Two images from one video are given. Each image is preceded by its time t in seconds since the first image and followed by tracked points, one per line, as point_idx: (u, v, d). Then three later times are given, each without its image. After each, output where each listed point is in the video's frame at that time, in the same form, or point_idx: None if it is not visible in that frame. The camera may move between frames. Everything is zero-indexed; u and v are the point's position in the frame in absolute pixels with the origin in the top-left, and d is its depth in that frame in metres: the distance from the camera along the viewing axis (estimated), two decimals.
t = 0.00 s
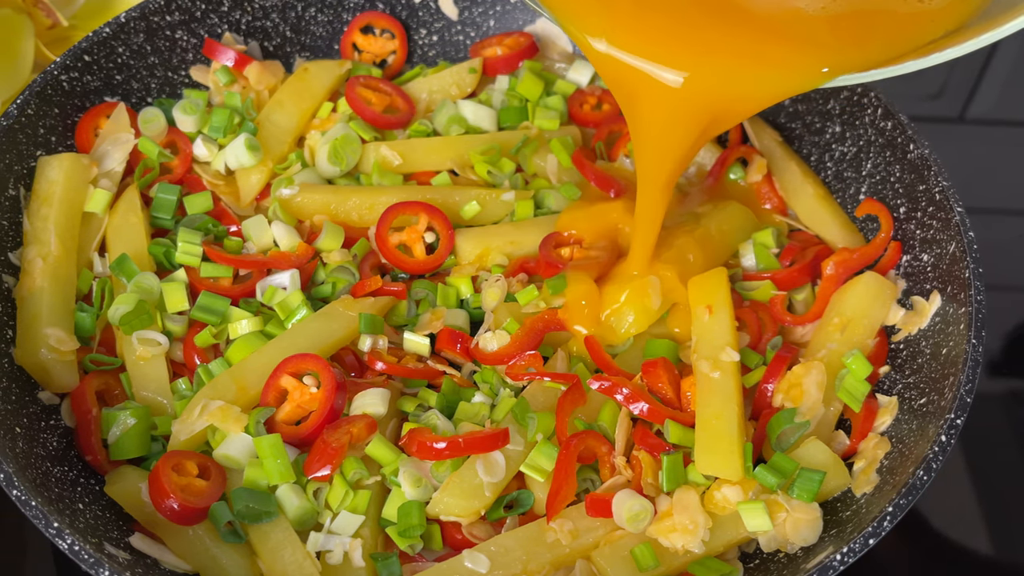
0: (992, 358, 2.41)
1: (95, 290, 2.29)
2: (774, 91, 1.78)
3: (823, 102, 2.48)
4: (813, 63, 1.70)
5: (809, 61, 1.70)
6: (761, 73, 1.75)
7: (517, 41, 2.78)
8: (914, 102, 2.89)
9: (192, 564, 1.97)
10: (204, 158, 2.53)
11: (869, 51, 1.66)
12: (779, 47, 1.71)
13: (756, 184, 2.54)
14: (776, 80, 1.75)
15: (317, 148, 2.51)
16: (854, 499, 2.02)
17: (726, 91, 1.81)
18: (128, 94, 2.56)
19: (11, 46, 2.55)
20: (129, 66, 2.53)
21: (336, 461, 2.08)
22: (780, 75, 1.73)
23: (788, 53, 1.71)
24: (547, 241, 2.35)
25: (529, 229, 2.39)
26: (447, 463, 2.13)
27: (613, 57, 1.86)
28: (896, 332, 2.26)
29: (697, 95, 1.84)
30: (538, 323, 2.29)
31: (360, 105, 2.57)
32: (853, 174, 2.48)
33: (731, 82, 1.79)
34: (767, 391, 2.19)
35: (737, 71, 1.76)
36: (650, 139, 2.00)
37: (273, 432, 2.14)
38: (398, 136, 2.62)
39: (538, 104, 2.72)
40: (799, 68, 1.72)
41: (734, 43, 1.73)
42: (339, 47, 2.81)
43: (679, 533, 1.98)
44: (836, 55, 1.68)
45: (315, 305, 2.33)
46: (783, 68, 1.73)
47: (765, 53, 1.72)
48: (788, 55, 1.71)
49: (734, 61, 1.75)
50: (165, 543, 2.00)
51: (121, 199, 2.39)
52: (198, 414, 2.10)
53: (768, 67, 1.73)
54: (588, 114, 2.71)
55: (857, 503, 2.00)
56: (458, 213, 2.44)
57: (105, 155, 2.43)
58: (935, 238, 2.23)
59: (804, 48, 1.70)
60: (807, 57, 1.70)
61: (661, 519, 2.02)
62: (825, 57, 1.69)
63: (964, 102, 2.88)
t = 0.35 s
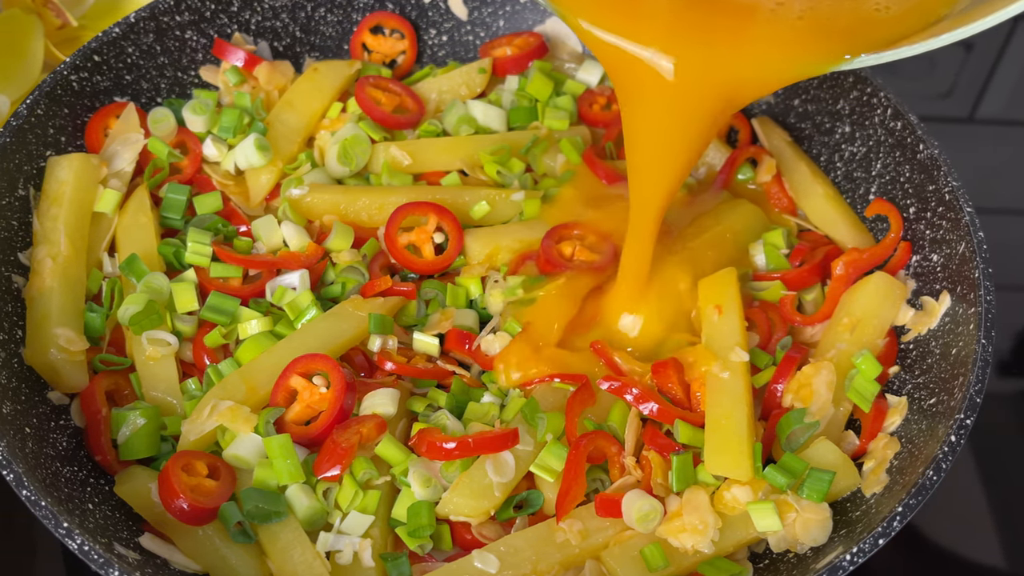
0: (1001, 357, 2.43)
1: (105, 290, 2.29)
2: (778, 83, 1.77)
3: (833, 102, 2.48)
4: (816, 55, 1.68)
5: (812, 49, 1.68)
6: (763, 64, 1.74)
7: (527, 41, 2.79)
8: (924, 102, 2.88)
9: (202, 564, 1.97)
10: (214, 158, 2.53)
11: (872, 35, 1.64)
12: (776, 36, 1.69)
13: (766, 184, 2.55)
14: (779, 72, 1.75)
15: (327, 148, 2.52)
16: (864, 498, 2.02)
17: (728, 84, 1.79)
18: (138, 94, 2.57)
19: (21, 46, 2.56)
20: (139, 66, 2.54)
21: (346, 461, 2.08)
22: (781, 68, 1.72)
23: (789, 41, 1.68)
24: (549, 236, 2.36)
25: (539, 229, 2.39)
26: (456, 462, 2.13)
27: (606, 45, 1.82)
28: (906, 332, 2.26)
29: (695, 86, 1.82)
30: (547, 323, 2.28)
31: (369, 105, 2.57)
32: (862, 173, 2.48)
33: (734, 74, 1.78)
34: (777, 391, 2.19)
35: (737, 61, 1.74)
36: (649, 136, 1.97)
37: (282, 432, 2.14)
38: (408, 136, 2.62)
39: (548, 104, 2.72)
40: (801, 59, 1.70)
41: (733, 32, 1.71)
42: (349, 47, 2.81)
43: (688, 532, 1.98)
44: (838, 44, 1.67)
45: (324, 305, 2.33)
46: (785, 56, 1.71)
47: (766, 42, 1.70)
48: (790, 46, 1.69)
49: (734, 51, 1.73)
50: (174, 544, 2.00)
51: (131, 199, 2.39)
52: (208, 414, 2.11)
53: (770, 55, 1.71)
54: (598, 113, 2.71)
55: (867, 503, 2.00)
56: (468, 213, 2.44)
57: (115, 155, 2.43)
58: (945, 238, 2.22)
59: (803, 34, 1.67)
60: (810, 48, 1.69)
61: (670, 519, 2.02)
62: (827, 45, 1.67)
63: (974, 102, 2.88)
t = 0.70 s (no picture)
0: (1011, 357, 2.44)
1: (114, 290, 2.29)
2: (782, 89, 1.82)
3: (843, 102, 2.48)
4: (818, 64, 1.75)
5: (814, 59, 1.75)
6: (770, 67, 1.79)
7: (536, 41, 2.79)
8: (933, 102, 2.88)
9: (212, 564, 1.96)
10: (223, 158, 2.53)
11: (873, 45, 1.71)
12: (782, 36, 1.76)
13: (776, 185, 2.55)
14: (785, 76, 1.80)
15: (337, 148, 2.52)
16: (874, 499, 2.01)
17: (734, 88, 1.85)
18: (147, 94, 2.57)
19: (31, 46, 2.57)
20: (149, 66, 2.54)
21: (355, 461, 2.08)
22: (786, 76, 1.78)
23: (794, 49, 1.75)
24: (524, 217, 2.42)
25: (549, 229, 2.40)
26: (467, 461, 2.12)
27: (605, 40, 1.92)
28: (915, 332, 2.25)
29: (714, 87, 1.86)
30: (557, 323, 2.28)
31: (379, 105, 2.57)
32: (872, 174, 2.48)
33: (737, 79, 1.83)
34: (787, 391, 2.19)
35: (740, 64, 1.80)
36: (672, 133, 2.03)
37: (292, 432, 2.15)
38: (418, 136, 2.62)
39: (558, 104, 2.73)
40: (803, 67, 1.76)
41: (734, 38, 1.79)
42: (358, 47, 2.81)
43: (699, 533, 1.98)
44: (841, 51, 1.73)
45: (334, 305, 2.33)
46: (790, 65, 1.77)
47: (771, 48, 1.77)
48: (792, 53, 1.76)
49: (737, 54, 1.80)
50: (184, 544, 1.99)
51: (140, 199, 2.40)
52: (217, 414, 2.10)
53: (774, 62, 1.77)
54: (607, 114, 2.72)
55: (877, 503, 1.99)
56: (478, 213, 2.45)
57: (124, 155, 2.44)
58: (954, 238, 2.23)
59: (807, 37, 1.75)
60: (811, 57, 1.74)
61: (681, 518, 2.02)
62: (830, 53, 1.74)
63: (983, 102, 2.88)
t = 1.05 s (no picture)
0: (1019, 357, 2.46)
1: (124, 290, 2.29)
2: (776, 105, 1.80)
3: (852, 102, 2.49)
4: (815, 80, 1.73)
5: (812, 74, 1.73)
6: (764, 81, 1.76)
7: (546, 41, 2.80)
8: (943, 102, 2.88)
9: (221, 564, 1.96)
10: (233, 158, 2.53)
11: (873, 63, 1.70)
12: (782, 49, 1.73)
13: (786, 184, 2.56)
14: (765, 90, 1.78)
15: (347, 149, 2.52)
16: (883, 499, 2.01)
17: (732, 102, 1.81)
18: (157, 94, 2.57)
19: (41, 46, 2.58)
20: (159, 66, 2.55)
21: (365, 461, 2.08)
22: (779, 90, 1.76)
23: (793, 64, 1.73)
24: (524, 214, 2.39)
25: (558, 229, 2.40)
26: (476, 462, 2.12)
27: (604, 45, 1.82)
28: (925, 332, 2.25)
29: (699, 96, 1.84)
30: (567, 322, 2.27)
31: (389, 105, 2.58)
32: (882, 173, 2.48)
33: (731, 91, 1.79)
34: (797, 391, 2.19)
35: (740, 78, 1.76)
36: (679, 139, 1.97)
37: (302, 432, 2.15)
38: (428, 136, 2.63)
39: (567, 103, 2.73)
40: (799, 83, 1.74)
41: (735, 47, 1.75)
42: (368, 47, 2.81)
43: (708, 533, 1.97)
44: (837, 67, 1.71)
45: (344, 305, 2.33)
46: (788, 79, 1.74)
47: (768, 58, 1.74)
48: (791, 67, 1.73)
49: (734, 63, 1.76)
50: (194, 544, 1.99)
51: (150, 199, 2.40)
52: (227, 414, 2.10)
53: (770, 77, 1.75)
54: (617, 114, 2.72)
55: (887, 503, 1.99)
56: (487, 213, 2.47)
57: (134, 155, 2.44)
58: (964, 238, 2.22)
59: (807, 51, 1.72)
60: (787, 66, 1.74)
61: (690, 518, 2.01)
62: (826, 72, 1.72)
63: (994, 102, 2.88)
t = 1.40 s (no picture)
0: None
1: (134, 290, 2.29)
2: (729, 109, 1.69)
3: (862, 102, 2.50)
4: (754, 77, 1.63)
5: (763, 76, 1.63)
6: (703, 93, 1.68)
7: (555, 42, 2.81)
8: (953, 102, 2.88)
9: (231, 564, 1.96)
10: (243, 158, 2.54)
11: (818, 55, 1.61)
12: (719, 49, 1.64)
13: (796, 184, 2.56)
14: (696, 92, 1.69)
15: (357, 148, 2.52)
16: (893, 499, 2.00)
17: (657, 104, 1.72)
18: (167, 94, 2.60)
19: (52, 46, 2.58)
20: (168, 66, 2.57)
21: (375, 461, 2.08)
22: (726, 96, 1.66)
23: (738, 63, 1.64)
24: (535, 213, 2.40)
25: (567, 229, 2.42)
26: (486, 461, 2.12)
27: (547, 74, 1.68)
28: (935, 332, 2.25)
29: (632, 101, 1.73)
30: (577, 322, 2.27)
31: (399, 105, 2.58)
32: (891, 174, 2.48)
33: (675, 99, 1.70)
34: (807, 392, 2.19)
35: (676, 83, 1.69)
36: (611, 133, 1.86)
37: (311, 432, 2.15)
38: (437, 136, 2.63)
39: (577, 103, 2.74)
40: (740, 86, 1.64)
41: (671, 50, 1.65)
42: (378, 47, 2.81)
43: (718, 533, 1.96)
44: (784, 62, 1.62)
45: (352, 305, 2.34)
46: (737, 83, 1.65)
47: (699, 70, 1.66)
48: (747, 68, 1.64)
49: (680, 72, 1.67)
50: (204, 544, 1.99)
51: (160, 199, 2.40)
52: (237, 414, 2.11)
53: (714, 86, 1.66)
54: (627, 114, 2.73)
55: (896, 503, 1.98)
56: (497, 213, 2.47)
57: (144, 155, 2.44)
58: (974, 238, 2.22)
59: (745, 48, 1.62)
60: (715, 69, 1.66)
61: (701, 519, 2.01)
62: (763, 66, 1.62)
63: (1004, 102, 2.87)
